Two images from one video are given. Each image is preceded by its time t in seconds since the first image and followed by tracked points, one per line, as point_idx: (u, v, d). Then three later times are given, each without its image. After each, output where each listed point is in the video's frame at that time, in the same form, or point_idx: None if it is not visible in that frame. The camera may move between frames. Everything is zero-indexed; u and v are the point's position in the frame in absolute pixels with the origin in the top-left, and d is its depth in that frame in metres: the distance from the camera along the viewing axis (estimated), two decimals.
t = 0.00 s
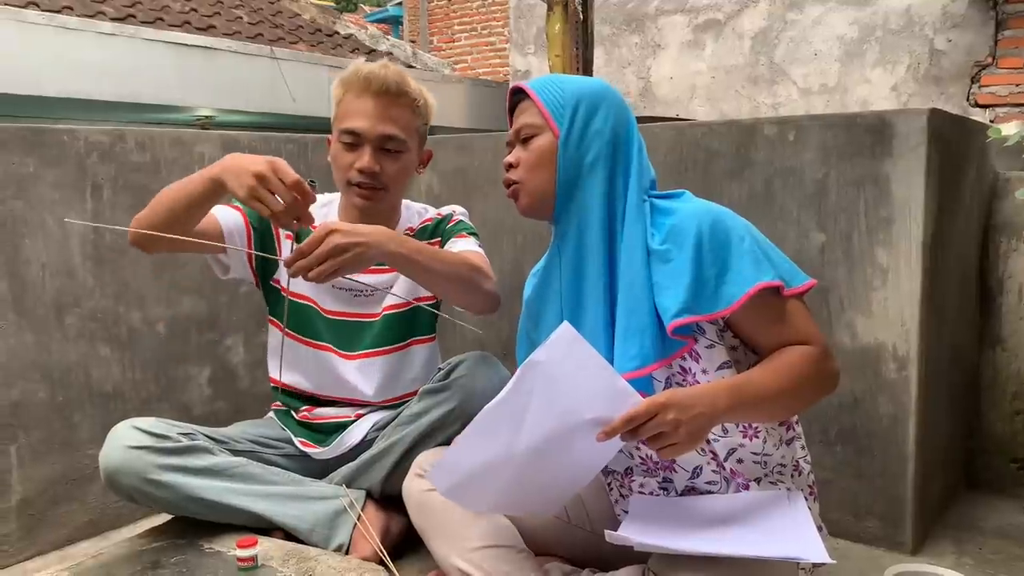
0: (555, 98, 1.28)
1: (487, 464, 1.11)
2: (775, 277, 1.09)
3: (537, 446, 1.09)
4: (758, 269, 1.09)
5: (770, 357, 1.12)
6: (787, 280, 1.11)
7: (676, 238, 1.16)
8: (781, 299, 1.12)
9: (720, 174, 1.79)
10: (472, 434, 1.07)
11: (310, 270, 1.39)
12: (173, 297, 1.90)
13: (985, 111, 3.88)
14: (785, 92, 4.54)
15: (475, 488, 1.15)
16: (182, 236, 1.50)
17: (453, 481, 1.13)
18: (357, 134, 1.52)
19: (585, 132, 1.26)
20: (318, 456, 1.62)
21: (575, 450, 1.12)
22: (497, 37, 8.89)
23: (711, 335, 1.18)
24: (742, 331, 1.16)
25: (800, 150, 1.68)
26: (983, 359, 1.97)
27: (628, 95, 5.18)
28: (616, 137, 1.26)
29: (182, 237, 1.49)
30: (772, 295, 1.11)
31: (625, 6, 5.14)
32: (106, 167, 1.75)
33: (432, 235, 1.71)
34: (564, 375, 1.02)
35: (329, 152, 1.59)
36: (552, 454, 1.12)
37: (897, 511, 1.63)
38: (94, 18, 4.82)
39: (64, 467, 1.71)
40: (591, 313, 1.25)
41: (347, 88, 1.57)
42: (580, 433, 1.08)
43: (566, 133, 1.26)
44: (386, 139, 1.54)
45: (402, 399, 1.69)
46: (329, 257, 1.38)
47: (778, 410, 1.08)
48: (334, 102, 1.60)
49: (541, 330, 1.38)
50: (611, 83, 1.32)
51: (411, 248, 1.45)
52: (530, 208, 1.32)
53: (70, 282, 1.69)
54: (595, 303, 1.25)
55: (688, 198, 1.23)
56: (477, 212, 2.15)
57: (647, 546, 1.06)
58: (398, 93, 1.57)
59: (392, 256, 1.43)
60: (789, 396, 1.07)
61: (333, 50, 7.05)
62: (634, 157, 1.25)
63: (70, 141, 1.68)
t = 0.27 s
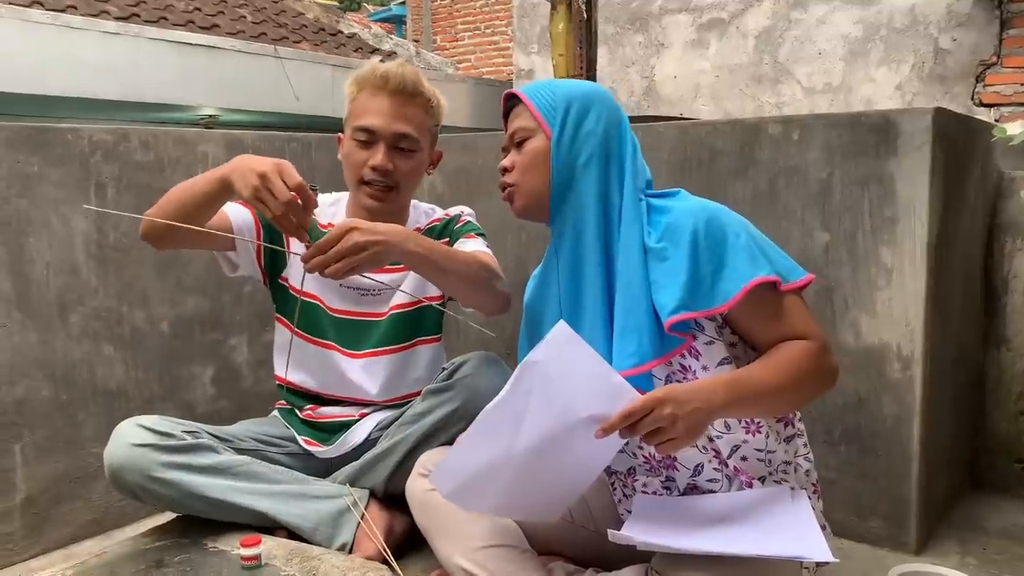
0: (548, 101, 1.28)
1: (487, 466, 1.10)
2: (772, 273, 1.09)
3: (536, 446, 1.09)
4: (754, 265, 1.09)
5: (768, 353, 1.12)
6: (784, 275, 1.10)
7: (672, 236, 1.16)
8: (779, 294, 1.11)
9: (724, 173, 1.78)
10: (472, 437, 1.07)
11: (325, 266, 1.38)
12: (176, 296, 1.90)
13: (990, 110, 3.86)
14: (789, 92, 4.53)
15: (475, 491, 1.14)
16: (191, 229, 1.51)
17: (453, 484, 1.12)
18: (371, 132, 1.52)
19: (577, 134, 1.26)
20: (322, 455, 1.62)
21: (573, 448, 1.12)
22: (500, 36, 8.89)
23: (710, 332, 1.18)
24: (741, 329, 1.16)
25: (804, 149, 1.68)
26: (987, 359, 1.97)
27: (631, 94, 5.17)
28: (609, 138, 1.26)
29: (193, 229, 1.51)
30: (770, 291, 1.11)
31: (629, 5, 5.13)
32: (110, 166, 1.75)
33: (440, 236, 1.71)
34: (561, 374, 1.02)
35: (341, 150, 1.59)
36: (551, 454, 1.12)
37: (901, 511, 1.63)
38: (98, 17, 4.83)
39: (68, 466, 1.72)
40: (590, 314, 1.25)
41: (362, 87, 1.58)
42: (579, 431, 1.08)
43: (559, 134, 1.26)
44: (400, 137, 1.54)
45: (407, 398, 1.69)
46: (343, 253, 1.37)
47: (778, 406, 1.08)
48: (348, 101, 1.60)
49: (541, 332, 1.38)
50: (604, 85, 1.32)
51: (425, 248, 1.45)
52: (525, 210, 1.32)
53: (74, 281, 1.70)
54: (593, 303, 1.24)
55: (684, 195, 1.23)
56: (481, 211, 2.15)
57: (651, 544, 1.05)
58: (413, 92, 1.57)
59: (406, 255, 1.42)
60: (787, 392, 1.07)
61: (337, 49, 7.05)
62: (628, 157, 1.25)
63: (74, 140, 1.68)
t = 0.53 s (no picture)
0: (542, 102, 1.29)
1: (487, 463, 1.10)
2: (769, 267, 1.09)
3: (537, 441, 1.09)
4: (751, 260, 1.09)
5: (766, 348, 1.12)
6: (781, 270, 1.10)
7: (670, 233, 1.16)
8: (777, 289, 1.11)
9: (728, 172, 1.78)
10: (472, 433, 1.06)
11: (342, 261, 1.37)
12: (181, 295, 1.90)
13: (995, 108, 3.90)
14: (793, 90, 4.53)
15: (477, 489, 1.14)
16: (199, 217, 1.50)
17: (455, 482, 1.11)
18: (379, 129, 1.52)
19: (571, 134, 1.26)
20: (326, 453, 1.62)
21: (573, 443, 1.12)
22: (504, 35, 8.88)
23: (709, 327, 1.18)
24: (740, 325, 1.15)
25: (809, 148, 1.67)
26: (992, 358, 1.96)
27: (635, 92, 5.17)
28: (604, 137, 1.26)
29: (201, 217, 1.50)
30: (768, 286, 1.11)
31: (632, 4, 5.13)
32: (115, 165, 1.75)
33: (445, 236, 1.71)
34: (559, 368, 1.03)
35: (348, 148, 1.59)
36: (551, 449, 1.11)
37: (905, 510, 1.63)
38: (103, 16, 4.84)
39: (73, 464, 1.72)
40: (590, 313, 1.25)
41: (369, 85, 1.58)
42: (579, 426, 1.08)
43: (554, 134, 1.26)
44: (408, 135, 1.54)
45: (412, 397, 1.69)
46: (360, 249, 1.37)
47: (778, 400, 1.07)
48: (355, 100, 1.60)
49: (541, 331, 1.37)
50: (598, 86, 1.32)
51: (439, 245, 1.45)
52: (520, 211, 1.32)
53: (79, 279, 1.70)
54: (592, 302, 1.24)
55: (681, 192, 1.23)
56: (485, 210, 2.15)
57: (654, 543, 1.05)
58: (419, 91, 1.57)
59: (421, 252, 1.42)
60: (786, 386, 1.06)
61: (340, 47, 7.05)
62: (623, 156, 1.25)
63: (79, 139, 1.68)
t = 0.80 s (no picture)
0: (540, 103, 1.29)
1: (488, 462, 1.10)
2: (769, 265, 1.09)
3: (537, 441, 1.08)
4: (750, 258, 1.09)
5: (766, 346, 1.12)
6: (781, 267, 1.10)
7: (670, 231, 1.16)
8: (777, 286, 1.11)
9: (733, 170, 1.78)
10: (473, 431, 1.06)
11: (351, 256, 1.37)
12: (185, 294, 1.90)
13: (999, 106, 3.86)
14: (796, 88, 4.52)
15: (478, 488, 1.13)
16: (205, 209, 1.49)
17: (456, 480, 1.11)
18: (387, 128, 1.52)
19: (570, 134, 1.26)
20: (330, 451, 1.62)
21: (575, 443, 1.11)
22: (507, 33, 8.88)
23: (710, 326, 1.18)
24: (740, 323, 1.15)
25: (813, 146, 1.67)
26: (998, 356, 1.96)
27: (638, 91, 5.16)
28: (604, 137, 1.26)
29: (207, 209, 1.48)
30: (768, 284, 1.11)
31: (636, 2, 5.12)
32: (119, 164, 1.75)
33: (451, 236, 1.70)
34: (559, 366, 1.03)
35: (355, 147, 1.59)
36: (553, 449, 1.11)
37: (911, 509, 1.62)
38: (106, 15, 4.84)
39: (77, 463, 1.72)
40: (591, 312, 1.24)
41: (377, 83, 1.58)
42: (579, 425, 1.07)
43: (552, 133, 1.26)
44: (416, 134, 1.54)
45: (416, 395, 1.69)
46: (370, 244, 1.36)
47: (778, 397, 1.07)
48: (362, 99, 1.60)
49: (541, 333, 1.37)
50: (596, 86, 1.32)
51: (446, 241, 1.44)
52: (520, 211, 1.32)
53: (83, 278, 1.70)
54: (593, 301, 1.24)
55: (681, 190, 1.23)
56: (488, 208, 2.14)
57: (658, 543, 1.05)
58: (428, 90, 1.57)
59: (429, 248, 1.42)
60: (786, 383, 1.06)
61: (343, 46, 7.05)
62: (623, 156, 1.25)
63: (82, 138, 1.68)
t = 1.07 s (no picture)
0: (541, 102, 1.28)
1: (493, 465, 1.09)
2: (771, 265, 1.09)
3: (542, 443, 1.08)
4: (751, 258, 1.09)
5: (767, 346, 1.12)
6: (783, 267, 1.10)
7: (671, 231, 1.16)
8: (778, 286, 1.11)
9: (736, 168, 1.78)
10: (479, 435, 1.05)
11: (358, 255, 1.37)
12: (188, 293, 1.90)
13: (1003, 104, 3.80)
14: (799, 86, 4.51)
15: (482, 490, 1.12)
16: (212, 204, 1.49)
17: (461, 483, 1.10)
18: (392, 128, 1.52)
19: (572, 133, 1.26)
20: (334, 451, 1.63)
21: (577, 445, 1.11)
22: (510, 32, 8.88)
23: (710, 325, 1.18)
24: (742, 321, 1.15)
25: (817, 144, 1.67)
26: (1001, 354, 1.96)
27: (641, 89, 5.16)
28: (606, 135, 1.25)
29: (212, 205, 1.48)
30: (769, 283, 1.11)
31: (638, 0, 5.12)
32: (122, 164, 1.76)
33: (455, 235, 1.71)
34: (564, 368, 1.03)
35: (360, 147, 1.59)
36: (556, 452, 1.11)
37: (914, 507, 1.62)
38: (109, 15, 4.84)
39: (81, 462, 1.72)
40: (592, 312, 1.25)
41: (381, 84, 1.58)
42: (583, 427, 1.08)
43: (554, 132, 1.26)
44: (420, 134, 1.54)
45: (419, 395, 1.69)
46: (378, 243, 1.36)
47: (780, 397, 1.07)
48: (367, 99, 1.60)
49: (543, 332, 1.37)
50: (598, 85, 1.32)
51: (452, 240, 1.44)
52: (523, 211, 1.32)
53: (86, 278, 1.70)
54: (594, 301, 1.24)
55: (682, 189, 1.23)
56: (491, 207, 2.14)
57: (660, 543, 1.05)
58: (432, 91, 1.57)
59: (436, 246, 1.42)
60: (787, 383, 1.06)
61: (346, 45, 7.05)
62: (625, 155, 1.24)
63: (86, 138, 1.68)
